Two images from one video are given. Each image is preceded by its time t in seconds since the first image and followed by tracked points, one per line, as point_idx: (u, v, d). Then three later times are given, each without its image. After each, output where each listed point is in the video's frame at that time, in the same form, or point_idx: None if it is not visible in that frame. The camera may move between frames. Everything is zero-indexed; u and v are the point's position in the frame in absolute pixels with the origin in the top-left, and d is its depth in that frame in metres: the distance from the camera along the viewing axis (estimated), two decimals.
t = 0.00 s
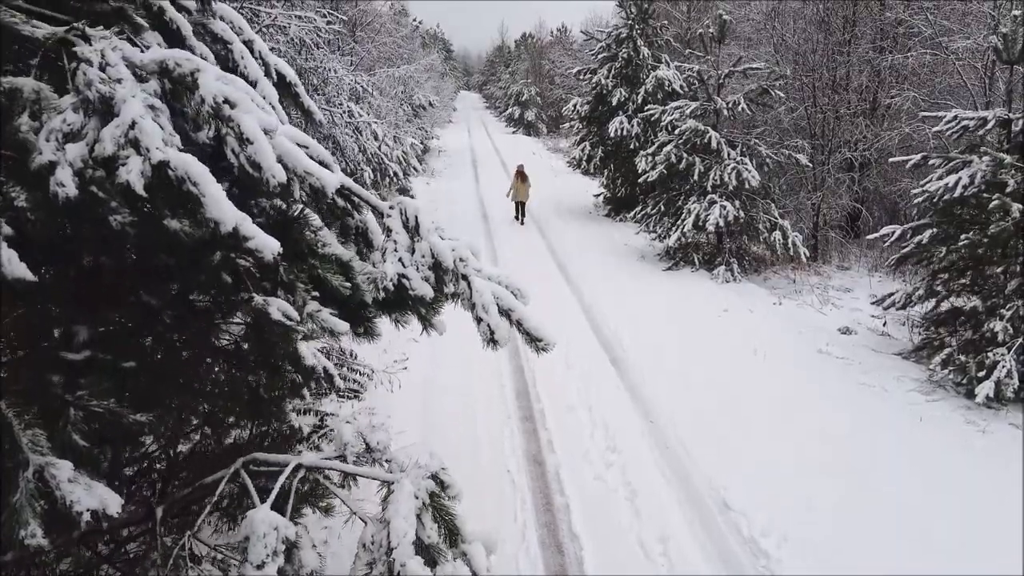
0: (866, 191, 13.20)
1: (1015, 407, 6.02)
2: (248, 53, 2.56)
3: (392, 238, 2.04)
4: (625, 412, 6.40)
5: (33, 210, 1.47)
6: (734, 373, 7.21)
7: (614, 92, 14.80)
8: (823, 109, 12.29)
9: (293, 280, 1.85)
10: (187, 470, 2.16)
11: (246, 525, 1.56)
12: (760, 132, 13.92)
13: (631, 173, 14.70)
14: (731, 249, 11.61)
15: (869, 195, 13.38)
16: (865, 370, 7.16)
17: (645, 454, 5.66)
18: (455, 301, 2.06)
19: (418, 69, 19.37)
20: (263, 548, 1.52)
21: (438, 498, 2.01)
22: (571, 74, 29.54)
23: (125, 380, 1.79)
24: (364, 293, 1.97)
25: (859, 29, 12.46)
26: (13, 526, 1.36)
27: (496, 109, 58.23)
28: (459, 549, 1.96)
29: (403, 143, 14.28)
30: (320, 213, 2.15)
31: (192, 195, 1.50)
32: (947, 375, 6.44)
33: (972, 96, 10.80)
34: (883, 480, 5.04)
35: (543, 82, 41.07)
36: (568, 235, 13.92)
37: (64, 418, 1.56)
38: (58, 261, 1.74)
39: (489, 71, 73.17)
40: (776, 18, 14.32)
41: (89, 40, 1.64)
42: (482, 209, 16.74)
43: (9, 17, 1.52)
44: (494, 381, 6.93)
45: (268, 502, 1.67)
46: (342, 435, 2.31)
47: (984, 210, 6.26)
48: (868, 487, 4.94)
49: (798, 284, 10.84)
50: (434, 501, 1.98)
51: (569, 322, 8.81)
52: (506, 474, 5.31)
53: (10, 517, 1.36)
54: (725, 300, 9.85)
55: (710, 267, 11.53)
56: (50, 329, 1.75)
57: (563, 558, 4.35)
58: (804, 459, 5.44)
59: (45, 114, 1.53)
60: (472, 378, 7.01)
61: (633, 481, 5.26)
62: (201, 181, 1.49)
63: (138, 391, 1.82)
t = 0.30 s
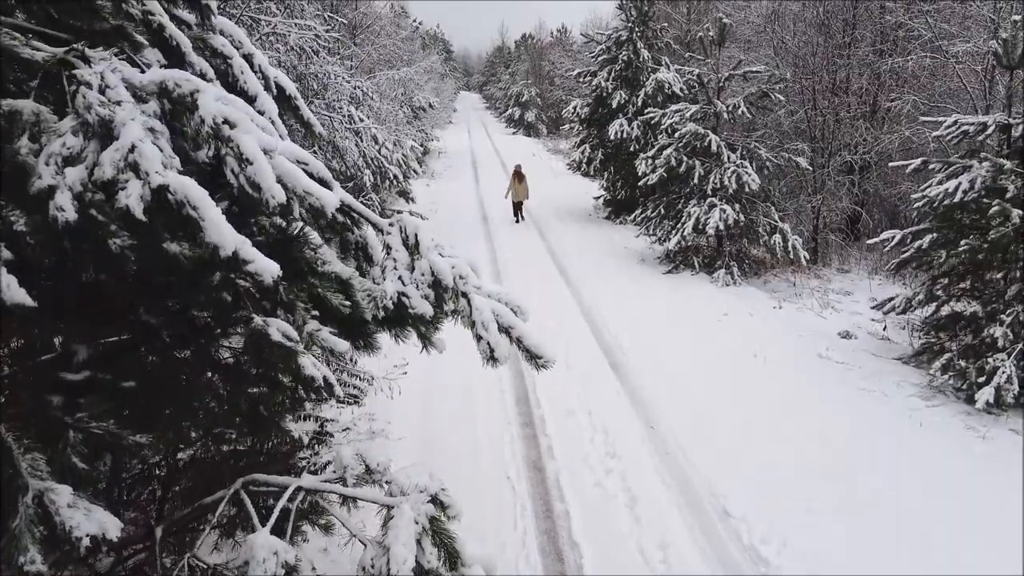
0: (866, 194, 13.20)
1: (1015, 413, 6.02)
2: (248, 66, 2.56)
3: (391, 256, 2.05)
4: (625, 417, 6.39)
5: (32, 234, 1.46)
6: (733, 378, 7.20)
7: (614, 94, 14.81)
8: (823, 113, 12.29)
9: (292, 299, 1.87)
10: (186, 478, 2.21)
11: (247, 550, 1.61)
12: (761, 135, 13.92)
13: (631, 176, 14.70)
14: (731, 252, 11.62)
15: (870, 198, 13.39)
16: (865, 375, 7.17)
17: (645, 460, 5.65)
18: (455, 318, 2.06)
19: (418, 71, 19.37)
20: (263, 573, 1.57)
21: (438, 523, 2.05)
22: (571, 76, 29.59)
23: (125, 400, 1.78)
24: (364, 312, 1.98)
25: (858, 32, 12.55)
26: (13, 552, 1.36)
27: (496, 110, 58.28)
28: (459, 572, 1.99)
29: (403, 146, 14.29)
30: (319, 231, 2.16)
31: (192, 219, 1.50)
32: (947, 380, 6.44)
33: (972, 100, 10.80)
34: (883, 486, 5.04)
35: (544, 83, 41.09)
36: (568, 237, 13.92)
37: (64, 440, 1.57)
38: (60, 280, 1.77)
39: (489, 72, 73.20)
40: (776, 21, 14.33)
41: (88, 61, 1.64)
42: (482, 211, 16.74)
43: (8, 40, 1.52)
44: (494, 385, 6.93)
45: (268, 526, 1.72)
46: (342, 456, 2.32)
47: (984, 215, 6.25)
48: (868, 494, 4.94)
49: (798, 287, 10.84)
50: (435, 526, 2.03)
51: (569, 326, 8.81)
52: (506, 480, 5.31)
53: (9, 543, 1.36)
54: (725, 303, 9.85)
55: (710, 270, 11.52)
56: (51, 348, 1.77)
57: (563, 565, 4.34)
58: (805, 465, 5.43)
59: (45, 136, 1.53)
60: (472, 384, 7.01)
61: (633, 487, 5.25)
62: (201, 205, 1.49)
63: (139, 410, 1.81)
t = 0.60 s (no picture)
0: (866, 196, 13.22)
1: (1015, 418, 6.01)
2: (249, 78, 2.57)
3: (392, 271, 2.05)
4: (626, 422, 6.38)
5: (34, 254, 1.47)
6: (734, 383, 7.19)
7: (614, 97, 14.81)
8: (824, 115, 12.29)
9: (293, 316, 1.87)
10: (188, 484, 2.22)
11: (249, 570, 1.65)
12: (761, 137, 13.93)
13: (631, 178, 14.69)
14: (731, 255, 11.62)
15: (869, 200, 13.41)
16: (865, 380, 7.16)
17: (645, 465, 5.64)
18: (455, 332, 2.06)
19: (418, 73, 19.38)
20: None
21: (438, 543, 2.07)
22: (571, 77, 29.62)
23: (125, 417, 1.78)
24: (364, 327, 1.98)
25: (858, 35, 12.61)
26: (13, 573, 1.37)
27: (497, 110, 58.41)
28: None
29: (403, 148, 14.31)
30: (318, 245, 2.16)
31: (192, 240, 1.51)
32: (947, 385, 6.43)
33: (972, 103, 10.81)
34: (883, 491, 5.03)
35: (544, 84, 41.17)
36: (568, 239, 13.92)
37: (65, 460, 1.56)
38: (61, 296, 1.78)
39: (489, 73, 73.21)
40: (776, 23, 14.35)
41: (89, 79, 1.65)
42: (482, 213, 16.75)
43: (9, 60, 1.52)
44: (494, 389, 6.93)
45: (268, 547, 1.75)
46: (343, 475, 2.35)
47: (984, 219, 6.24)
48: (868, 501, 4.93)
49: (798, 289, 10.84)
50: (435, 546, 2.05)
51: (569, 330, 8.81)
52: (507, 486, 5.30)
53: (11, 562, 1.37)
54: (725, 307, 9.85)
55: (710, 273, 11.52)
56: (51, 363, 1.77)
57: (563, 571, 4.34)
58: (805, 471, 5.41)
59: (45, 155, 1.54)
60: (472, 388, 7.01)
61: (633, 493, 5.24)
62: (202, 227, 1.49)
63: (141, 425, 1.81)
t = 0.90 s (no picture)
0: (866, 199, 13.23)
1: (1015, 423, 6.01)
2: (249, 92, 2.58)
3: (393, 288, 2.06)
4: (626, 428, 6.37)
5: (35, 277, 1.48)
6: (734, 388, 7.18)
7: (614, 99, 14.80)
8: (824, 119, 12.30)
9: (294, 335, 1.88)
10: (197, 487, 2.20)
11: None
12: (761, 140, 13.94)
13: (631, 180, 14.71)
14: (731, 258, 11.62)
15: (869, 203, 13.41)
16: (865, 385, 7.16)
17: (646, 471, 5.63)
18: (456, 349, 2.07)
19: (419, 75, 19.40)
20: None
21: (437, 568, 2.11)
22: (571, 79, 29.63)
23: (125, 437, 1.78)
24: (365, 345, 1.99)
25: (857, 39, 12.61)
26: None
27: (497, 111, 58.44)
28: None
29: (404, 151, 14.32)
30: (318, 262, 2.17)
31: (193, 263, 1.51)
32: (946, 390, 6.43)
33: (972, 107, 10.81)
34: (883, 498, 5.03)
35: (544, 86, 41.23)
36: (568, 242, 13.93)
37: (65, 481, 1.60)
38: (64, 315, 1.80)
39: (490, 74, 73.22)
40: (776, 26, 14.37)
41: (91, 101, 1.67)
42: (482, 215, 16.75)
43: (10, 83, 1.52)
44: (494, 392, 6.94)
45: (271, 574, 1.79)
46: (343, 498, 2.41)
47: (984, 225, 6.25)
48: (869, 507, 4.93)
49: (798, 293, 10.84)
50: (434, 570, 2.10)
51: (569, 333, 8.80)
52: (507, 492, 5.30)
53: None
54: (725, 310, 9.85)
55: (710, 276, 11.51)
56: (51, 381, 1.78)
57: None
58: (806, 477, 5.41)
59: (47, 178, 1.55)
60: (472, 393, 7.00)
61: (634, 499, 5.24)
62: (203, 250, 1.49)
63: (143, 443, 1.81)
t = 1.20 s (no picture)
0: (866, 202, 13.23)
1: (1016, 428, 5.99)
2: (250, 104, 2.59)
3: (393, 304, 2.08)
4: (626, 433, 6.36)
5: (35, 297, 1.49)
6: (734, 392, 7.17)
7: (614, 101, 14.80)
8: (824, 121, 12.29)
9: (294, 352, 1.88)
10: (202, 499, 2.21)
11: None
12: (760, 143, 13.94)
13: (631, 182, 14.74)
14: (731, 261, 11.62)
15: (870, 206, 13.40)
16: (865, 389, 7.15)
17: (646, 477, 5.62)
18: (455, 365, 2.07)
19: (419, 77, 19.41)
20: None
21: None
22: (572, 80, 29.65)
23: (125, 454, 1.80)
24: (365, 360, 1.99)
25: (857, 41, 12.62)
26: None
27: (497, 112, 58.42)
28: None
29: (404, 153, 14.31)
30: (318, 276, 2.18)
31: (193, 284, 1.51)
32: (947, 395, 6.42)
33: (972, 110, 10.81)
34: (883, 504, 5.02)
35: (544, 87, 41.24)
36: (568, 244, 13.92)
37: (65, 500, 1.64)
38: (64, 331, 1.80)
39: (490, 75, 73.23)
40: (776, 29, 14.38)
41: (91, 121, 1.67)
42: (482, 216, 16.74)
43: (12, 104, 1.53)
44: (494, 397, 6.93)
45: None
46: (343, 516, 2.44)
47: (983, 229, 6.24)
48: (869, 514, 4.92)
49: (798, 295, 10.84)
50: None
51: (569, 337, 8.80)
52: (507, 498, 5.30)
53: None
54: (725, 314, 9.84)
55: (710, 279, 11.50)
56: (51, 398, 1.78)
57: None
58: (806, 484, 5.39)
59: (47, 199, 1.55)
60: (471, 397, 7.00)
61: (634, 505, 5.23)
62: (203, 272, 1.49)
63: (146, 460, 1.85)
